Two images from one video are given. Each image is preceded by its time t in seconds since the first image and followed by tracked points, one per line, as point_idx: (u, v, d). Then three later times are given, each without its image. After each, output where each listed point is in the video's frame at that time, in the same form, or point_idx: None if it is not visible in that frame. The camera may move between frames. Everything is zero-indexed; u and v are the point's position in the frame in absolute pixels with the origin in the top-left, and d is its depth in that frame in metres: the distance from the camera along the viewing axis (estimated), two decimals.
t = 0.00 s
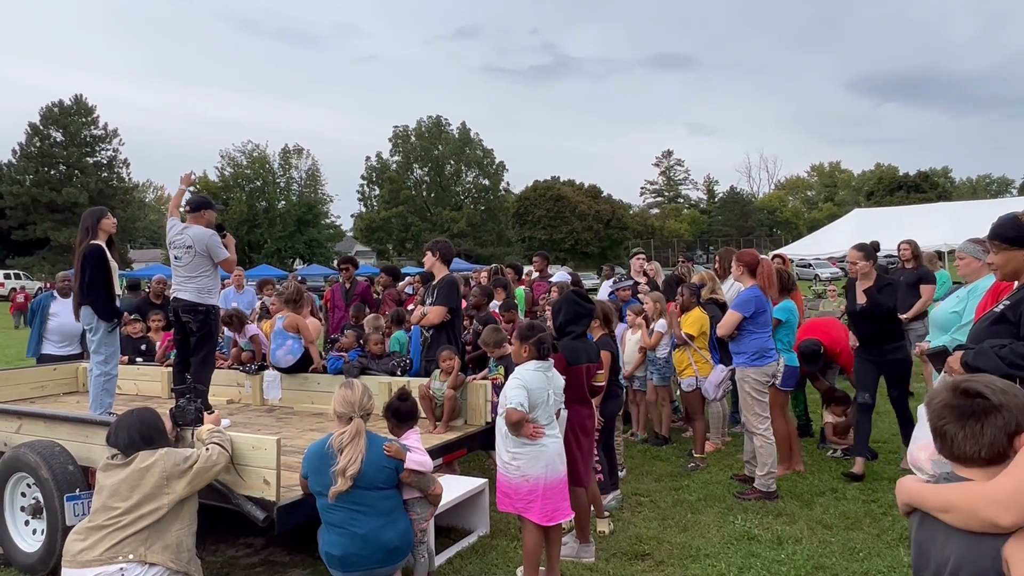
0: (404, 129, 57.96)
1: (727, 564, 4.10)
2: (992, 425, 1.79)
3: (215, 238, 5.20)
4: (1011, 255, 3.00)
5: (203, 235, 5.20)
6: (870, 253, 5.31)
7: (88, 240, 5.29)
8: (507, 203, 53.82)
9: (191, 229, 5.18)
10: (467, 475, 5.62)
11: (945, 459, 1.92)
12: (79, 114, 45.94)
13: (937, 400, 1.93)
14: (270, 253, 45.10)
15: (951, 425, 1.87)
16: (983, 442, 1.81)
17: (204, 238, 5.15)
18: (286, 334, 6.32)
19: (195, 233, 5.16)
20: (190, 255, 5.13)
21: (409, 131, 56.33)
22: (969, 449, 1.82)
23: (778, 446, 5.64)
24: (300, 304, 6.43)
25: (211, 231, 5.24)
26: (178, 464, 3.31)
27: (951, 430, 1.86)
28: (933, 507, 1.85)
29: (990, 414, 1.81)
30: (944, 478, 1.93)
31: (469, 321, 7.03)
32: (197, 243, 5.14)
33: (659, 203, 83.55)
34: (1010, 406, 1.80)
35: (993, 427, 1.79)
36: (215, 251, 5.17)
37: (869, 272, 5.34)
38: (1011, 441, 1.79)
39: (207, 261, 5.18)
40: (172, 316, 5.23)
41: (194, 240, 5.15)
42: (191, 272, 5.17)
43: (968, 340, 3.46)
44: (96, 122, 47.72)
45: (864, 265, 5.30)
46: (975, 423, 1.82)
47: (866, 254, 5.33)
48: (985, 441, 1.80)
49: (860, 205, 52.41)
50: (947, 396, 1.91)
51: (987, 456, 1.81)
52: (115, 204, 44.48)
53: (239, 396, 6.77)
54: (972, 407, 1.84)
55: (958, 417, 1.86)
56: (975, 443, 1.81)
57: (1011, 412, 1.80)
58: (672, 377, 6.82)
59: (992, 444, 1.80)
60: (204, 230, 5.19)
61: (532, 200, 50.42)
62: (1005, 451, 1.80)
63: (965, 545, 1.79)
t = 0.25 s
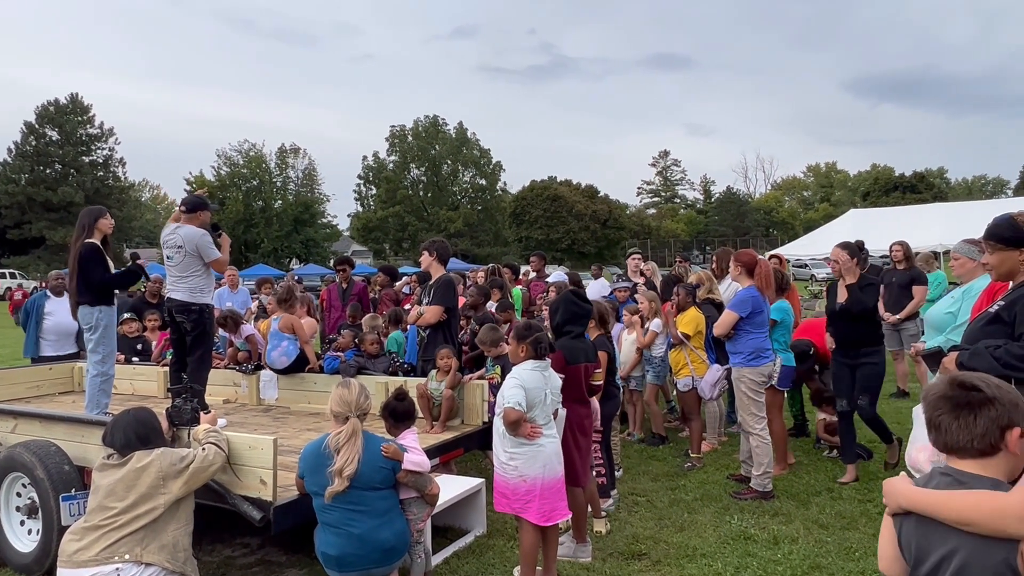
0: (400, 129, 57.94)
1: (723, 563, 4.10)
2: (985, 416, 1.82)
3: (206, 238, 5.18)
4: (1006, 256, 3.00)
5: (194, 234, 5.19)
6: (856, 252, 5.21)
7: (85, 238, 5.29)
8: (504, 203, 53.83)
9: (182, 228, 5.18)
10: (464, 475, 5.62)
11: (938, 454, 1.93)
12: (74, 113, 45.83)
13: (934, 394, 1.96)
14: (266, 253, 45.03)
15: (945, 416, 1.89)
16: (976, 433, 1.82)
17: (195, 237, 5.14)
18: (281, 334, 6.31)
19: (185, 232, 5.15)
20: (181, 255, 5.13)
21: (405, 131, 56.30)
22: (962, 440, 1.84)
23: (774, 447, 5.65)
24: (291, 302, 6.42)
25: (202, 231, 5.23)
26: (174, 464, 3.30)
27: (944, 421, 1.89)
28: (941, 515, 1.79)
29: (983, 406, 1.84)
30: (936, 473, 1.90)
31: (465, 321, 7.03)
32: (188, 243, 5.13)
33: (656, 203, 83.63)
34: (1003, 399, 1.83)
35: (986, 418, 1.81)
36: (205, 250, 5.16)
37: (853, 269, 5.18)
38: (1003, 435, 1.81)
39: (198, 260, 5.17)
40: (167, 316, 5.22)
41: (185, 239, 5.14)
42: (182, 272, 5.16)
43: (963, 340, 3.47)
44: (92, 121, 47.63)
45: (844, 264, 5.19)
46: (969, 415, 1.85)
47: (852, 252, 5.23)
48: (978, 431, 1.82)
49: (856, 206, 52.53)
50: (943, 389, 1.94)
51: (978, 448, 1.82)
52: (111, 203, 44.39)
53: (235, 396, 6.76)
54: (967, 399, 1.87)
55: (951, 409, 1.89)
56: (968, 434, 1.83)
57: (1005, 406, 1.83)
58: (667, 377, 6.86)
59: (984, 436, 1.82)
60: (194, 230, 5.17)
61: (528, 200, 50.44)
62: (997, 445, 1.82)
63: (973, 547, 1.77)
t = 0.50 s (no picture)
0: (399, 129, 57.94)
1: (721, 563, 4.11)
2: (965, 410, 1.88)
3: (192, 237, 5.14)
4: (1003, 256, 3.01)
5: (182, 231, 5.17)
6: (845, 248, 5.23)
7: (81, 237, 5.26)
8: (503, 202, 53.83)
9: (170, 227, 5.19)
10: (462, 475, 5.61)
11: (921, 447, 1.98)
12: (72, 111, 45.76)
13: (921, 389, 2.03)
14: (264, 252, 44.99)
15: (929, 409, 1.96)
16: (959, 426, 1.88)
17: (180, 234, 5.13)
18: (282, 335, 6.31)
19: (171, 231, 5.14)
20: (170, 253, 5.15)
21: (404, 131, 56.28)
22: (944, 432, 1.90)
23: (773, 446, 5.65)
24: (289, 302, 6.42)
25: (190, 229, 5.20)
26: (172, 464, 3.30)
27: (927, 413, 1.96)
28: (941, 513, 1.77)
29: (965, 401, 1.91)
30: (924, 468, 1.91)
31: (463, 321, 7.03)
32: (174, 241, 5.13)
33: (654, 203, 83.66)
34: (984, 395, 1.91)
35: (968, 412, 1.88)
36: (191, 248, 5.11)
37: (846, 268, 5.18)
38: (983, 430, 1.87)
39: (186, 258, 5.15)
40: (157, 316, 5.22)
41: (171, 237, 5.14)
42: (173, 270, 5.18)
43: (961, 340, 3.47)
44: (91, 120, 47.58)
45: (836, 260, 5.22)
46: (951, 409, 1.91)
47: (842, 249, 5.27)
48: (959, 424, 1.88)
49: (854, 206, 52.58)
50: (930, 384, 2.02)
51: (960, 440, 1.88)
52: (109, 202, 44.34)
53: (233, 395, 6.75)
54: (952, 394, 1.94)
55: (934, 402, 1.96)
56: (950, 426, 1.89)
57: (985, 402, 1.90)
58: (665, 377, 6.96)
59: (965, 430, 1.88)
60: (179, 227, 5.15)
61: (527, 200, 50.44)
62: (977, 439, 1.87)
63: (972, 544, 1.76)
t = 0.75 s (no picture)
0: (399, 128, 57.94)
1: (721, 563, 4.10)
2: (951, 406, 1.89)
3: (181, 234, 5.16)
4: (1003, 257, 3.01)
5: (174, 229, 5.18)
6: (841, 252, 5.18)
7: (81, 237, 5.26)
8: (502, 202, 53.83)
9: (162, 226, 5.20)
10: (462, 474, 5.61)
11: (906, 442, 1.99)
12: (71, 110, 45.74)
13: (909, 384, 2.04)
14: (264, 251, 44.98)
15: (915, 404, 1.97)
16: (942, 423, 1.89)
17: (169, 233, 5.14)
18: (283, 334, 6.30)
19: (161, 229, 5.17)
20: (160, 252, 5.17)
21: (404, 130, 56.30)
22: (928, 427, 1.91)
23: (772, 446, 5.64)
24: (291, 301, 6.34)
25: (181, 227, 5.21)
26: (171, 463, 3.29)
27: (912, 408, 1.97)
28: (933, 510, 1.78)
29: (953, 398, 1.91)
30: (911, 464, 1.91)
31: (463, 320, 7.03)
32: (165, 239, 5.15)
33: (654, 203, 83.66)
34: (969, 393, 1.91)
35: (952, 408, 1.88)
36: (183, 246, 5.14)
37: (840, 272, 5.20)
38: (967, 428, 1.88)
39: (177, 257, 5.16)
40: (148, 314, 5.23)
41: (162, 236, 5.16)
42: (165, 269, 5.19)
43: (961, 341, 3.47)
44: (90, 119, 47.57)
45: (831, 264, 5.18)
46: (936, 405, 1.92)
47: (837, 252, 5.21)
48: (943, 420, 1.89)
49: (854, 206, 52.58)
50: (918, 379, 2.02)
51: (943, 436, 1.89)
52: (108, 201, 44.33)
53: (232, 395, 6.75)
54: (939, 390, 1.94)
55: (921, 398, 1.96)
56: (934, 422, 1.90)
57: (971, 400, 1.90)
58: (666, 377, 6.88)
59: (949, 427, 1.88)
60: (170, 226, 5.15)
61: (526, 200, 50.44)
62: (961, 436, 1.88)
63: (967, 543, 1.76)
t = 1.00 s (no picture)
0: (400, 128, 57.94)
1: (721, 562, 4.10)
2: (937, 405, 1.89)
3: (199, 237, 5.29)
4: (1003, 255, 3.01)
5: (190, 233, 5.29)
6: (833, 250, 5.19)
7: (82, 237, 5.27)
8: (503, 201, 53.82)
9: (176, 226, 5.25)
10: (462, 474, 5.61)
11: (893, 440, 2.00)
12: (72, 109, 45.74)
13: (901, 381, 2.04)
14: (264, 251, 44.96)
15: (903, 401, 1.98)
16: (928, 422, 1.89)
17: (191, 235, 5.25)
18: (284, 334, 6.32)
19: (179, 230, 5.22)
20: (173, 253, 5.17)
21: (405, 130, 56.29)
22: (913, 424, 1.91)
23: (773, 445, 5.64)
24: (293, 301, 6.32)
25: (196, 231, 5.31)
26: (171, 463, 3.30)
27: (900, 406, 1.98)
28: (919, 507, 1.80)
29: (940, 397, 1.91)
30: (898, 463, 1.92)
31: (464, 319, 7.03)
32: (183, 241, 5.20)
33: (655, 202, 83.62)
34: (958, 393, 1.91)
35: (938, 407, 1.88)
36: (200, 249, 5.27)
37: (833, 270, 5.23)
38: (953, 427, 1.88)
39: (191, 259, 5.26)
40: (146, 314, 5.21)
41: (180, 237, 5.21)
42: (171, 270, 5.17)
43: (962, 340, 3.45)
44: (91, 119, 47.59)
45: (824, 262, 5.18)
46: (923, 404, 1.92)
47: (827, 249, 5.25)
48: (928, 419, 1.89)
49: (855, 205, 52.52)
50: (909, 377, 2.02)
51: (928, 434, 1.89)
52: (109, 200, 44.34)
53: (233, 394, 6.75)
54: (927, 389, 1.94)
55: (909, 396, 1.97)
56: (920, 420, 1.90)
57: (959, 400, 1.90)
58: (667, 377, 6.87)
59: (935, 425, 1.88)
60: (189, 228, 5.26)
61: (527, 199, 50.43)
62: (946, 435, 1.88)
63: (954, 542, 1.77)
